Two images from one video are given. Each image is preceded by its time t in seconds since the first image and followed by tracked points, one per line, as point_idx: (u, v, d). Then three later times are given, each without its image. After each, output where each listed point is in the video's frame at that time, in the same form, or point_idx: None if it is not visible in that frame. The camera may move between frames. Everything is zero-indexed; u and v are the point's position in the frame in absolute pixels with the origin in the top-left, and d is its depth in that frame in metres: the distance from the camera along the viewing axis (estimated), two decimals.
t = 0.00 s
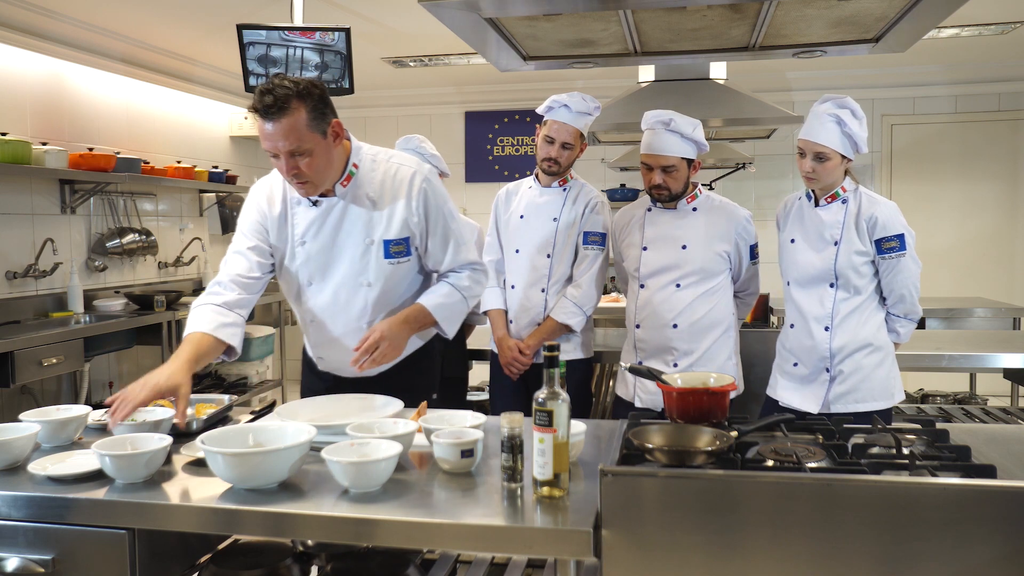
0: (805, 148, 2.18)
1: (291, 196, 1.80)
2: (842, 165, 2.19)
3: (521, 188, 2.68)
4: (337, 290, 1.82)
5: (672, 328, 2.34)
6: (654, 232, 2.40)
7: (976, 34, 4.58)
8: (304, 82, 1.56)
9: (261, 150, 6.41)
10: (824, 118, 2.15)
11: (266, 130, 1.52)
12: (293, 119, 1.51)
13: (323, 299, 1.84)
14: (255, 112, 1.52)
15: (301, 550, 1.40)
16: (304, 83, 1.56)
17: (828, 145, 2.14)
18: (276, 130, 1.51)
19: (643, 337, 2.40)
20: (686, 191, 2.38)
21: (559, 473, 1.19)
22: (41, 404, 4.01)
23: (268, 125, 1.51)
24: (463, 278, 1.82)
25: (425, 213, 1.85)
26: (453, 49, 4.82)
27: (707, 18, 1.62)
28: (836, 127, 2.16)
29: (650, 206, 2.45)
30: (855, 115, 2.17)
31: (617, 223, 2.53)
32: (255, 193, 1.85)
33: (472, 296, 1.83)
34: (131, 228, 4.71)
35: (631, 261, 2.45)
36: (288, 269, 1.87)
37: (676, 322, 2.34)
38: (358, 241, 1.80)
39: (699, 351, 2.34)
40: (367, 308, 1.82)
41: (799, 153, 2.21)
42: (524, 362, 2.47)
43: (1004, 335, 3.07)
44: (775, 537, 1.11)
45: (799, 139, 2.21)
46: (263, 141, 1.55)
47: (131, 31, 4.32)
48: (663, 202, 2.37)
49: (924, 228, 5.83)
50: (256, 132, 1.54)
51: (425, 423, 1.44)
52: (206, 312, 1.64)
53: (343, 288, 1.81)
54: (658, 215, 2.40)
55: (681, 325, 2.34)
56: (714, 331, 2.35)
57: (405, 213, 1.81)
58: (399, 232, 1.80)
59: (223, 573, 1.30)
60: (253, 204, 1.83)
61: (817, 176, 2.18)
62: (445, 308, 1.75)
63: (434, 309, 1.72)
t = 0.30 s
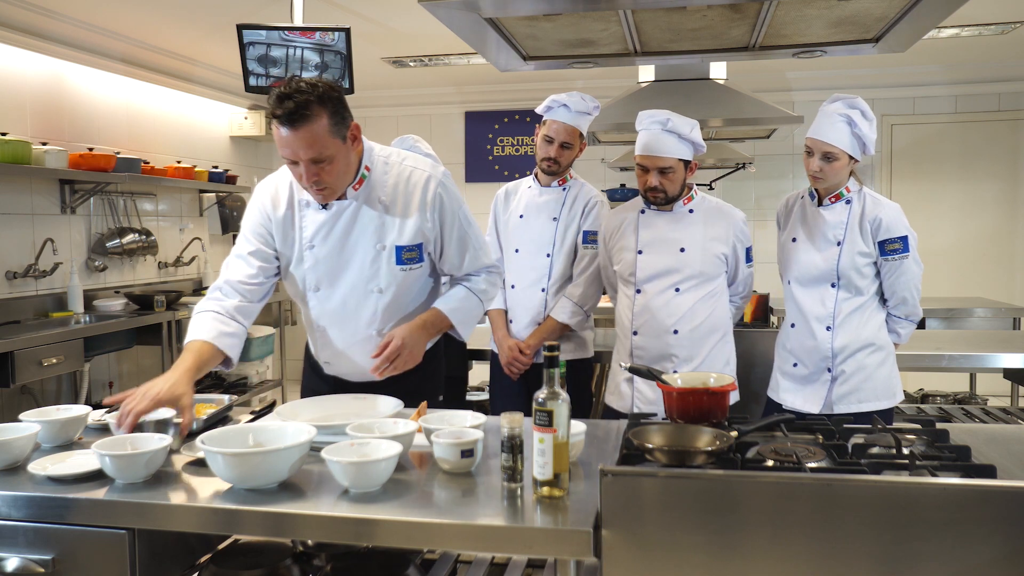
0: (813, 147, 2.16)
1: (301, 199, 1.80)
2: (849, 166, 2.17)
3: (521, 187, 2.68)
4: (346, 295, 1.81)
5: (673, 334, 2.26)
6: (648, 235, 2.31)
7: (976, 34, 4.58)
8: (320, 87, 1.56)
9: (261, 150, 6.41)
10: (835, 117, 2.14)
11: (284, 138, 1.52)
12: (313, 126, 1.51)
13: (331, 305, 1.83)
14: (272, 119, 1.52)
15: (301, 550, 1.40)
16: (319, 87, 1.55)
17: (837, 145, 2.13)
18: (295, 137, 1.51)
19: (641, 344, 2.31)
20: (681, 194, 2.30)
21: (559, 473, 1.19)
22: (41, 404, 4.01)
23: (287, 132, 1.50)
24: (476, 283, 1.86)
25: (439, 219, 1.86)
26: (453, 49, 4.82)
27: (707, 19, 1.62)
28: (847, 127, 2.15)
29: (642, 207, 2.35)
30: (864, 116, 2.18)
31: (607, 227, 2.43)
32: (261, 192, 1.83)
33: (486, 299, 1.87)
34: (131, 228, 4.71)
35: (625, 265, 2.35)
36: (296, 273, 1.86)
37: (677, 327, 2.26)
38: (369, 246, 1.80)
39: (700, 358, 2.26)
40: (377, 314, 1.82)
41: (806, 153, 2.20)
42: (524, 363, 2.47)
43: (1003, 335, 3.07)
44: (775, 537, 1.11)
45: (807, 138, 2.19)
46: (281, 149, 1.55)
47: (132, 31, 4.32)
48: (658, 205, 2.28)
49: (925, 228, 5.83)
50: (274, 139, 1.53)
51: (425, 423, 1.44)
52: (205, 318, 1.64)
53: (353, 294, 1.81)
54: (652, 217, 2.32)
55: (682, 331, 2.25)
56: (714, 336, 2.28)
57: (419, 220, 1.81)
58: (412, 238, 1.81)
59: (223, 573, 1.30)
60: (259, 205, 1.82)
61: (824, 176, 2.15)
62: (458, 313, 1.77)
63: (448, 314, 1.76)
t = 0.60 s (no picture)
0: (819, 147, 2.15)
1: (297, 195, 1.78)
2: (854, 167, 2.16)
3: (520, 188, 2.67)
4: (338, 294, 1.80)
5: (664, 334, 2.14)
6: (635, 231, 2.20)
7: (976, 34, 4.58)
8: (329, 89, 1.56)
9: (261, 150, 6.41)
10: (842, 117, 2.12)
11: (297, 142, 1.52)
12: (327, 131, 1.52)
13: (322, 303, 1.81)
14: (283, 123, 1.51)
15: (301, 550, 1.40)
16: (329, 90, 1.56)
17: (843, 145, 2.12)
18: (309, 141, 1.51)
19: (629, 346, 2.16)
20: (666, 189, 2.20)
21: (559, 473, 1.19)
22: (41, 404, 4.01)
23: (300, 137, 1.50)
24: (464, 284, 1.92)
25: (433, 221, 1.89)
26: (453, 49, 4.82)
27: (707, 19, 1.62)
28: (854, 127, 2.14)
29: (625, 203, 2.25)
30: (871, 116, 2.16)
31: (585, 225, 2.31)
32: (254, 190, 1.81)
33: (473, 298, 1.95)
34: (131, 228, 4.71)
35: (610, 262, 2.23)
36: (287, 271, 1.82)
37: (668, 327, 2.14)
38: (364, 244, 1.79)
39: (690, 358, 2.16)
40: (368, 313, 1.81)
41: (812, 153, 2.18)
42: (526, 363, 2.48)
43: (1003, 335, 3.07)
44: (775, 537, 1.10)
45: (813, 137, 2.17)
46: (293, 153, 1.55)
47: (131, 32, 4.32)
48: (642, 200, 2.17)
49: (924, 228, 5.83)
50: (286, 143, 1.52)
51: (425, 423, 1.44)
52: (261, 323, 1.68)
53: (346, 292, 1.80)
54: (636, 212, 2.22)
55: (673, 331, 2.14)
56: (703, 333, 2.20)
57: (414, 221, 1.84)
58: (406, 238, 1.83)
59: (223, 573, 1.30)
60: (254, 202, 1.80)
61: (829, 176, 2.14)
62: (446, 311, 1.83)
63: (438, 313, 1.81)
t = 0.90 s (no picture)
0: (826, 146, 2.15)
1: (297, 195, 1.77)
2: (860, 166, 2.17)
3: (526, 187, 2.67)
4: (338, 293, 1.80)
5: (651, 336, 2.10)
6: (616, 231, 2.16)
7: (976, 34, 4.58)
8: (336, 91, 1.56)
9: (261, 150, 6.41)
10: (851, 115, 2.12)
11: (304, 144, 1.52)
12: (335, 133, 1.52)
13: (322, 303, 1.81)
14: (291, 124, 1.51)
15: (301, 550, 1.40)
16: (336, 93, 1.56)
17: (849, 143, 2.11)
18: (316, 143, 1.51)
19: (615, 350, 2.12)
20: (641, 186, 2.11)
21: (559, 473, 1.19)
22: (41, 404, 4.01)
23: (308, 139, 1.51)
24: (455, 284, 1.95)
25: (428, 222, 1.91)
26: (453, 49, 4.82)
27: (707, 19, 1.62)
28: (861, 126, 2.14)
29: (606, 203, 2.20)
30: (878, 116, 2.16)
31: (567, 226, 2.29)
32: (253, 189, 1.78)
33: (461, 298, 1.96)
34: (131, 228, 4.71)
35: (592, 264, 2.19)
36: (287, 271, 1.81)
37: (654, 329, 2.10)
38: (364, 244, 1.80)
39: (678, 358, 2.12)
40: (368, 312, 1.83)
41: (818, 150, 2.18)
42: (534, 365, 2.45)
43: (1004, 335, 3.07)
44: (776, 537, 1.10)
45: (820, 136, 2.17)
46: (300, 155, 1.55)
47: (131, 32, 4.32)
48: (617, 198, 2.10)
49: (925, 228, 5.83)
50: (293, 145, 1.52)
51: (425, 423, 1.44)
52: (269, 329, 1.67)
53: (346, 292, 1.81)
54: (615, 212, 2.18)
55: (660, 333, 2.11)
56: (693, 333, 2.14)
57: (412, 222, 1.86)
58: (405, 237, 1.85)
59: (222, 573, 1.30)
60: (252, 202, 1.77)
61: (835, 175, 2.14)
62: (436, 311, 1.87)
63: (427, 313, 1.85)
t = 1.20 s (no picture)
0: (829, 142, 2.15)
1: (296, 195, 1.78)
2: (864, 164, 2.17)
3: (535, 187, 2.66)
4: (338, 292, 1.81)
5: (635, 337, 2.08)
6: (602, 232, 2.17)
7: (976, 34, 4.58)
8: (334, 87, 1.57)
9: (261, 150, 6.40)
10: (853, 111, 2.13)
11: (299, 136, 1.52)
12: (329, 126, 1.53)
13: (321, 301, 1.82)
14: (287, 116, 1.52)
15: (301, 550, 1.40)
16: (334, 88, 1.57)
17: (853, 138, 2.12)
18: (310, 135, 1.52)
19: (601, 351, 2.12)
20: (622, 183, 2.09)
21: (559, 473, 1.19)
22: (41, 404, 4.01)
23: (302, 130, 1.51)
24: (454, 284, 1.93)
25: (425, 220, 1.90)
26: (453, 49, 4.82)
27: (707, 19, 1.62)
28: (864, 122, 2.15)
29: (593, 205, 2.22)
30: (882, 111, 2.17)
31: (561, 227, 2.31)
32: (251, 190, 1.81)
33: (459, 298, 1.93)
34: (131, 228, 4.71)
35: (580, 267, 2.21)
36: (287, 271, 1.82)
37: (639, 330, 2.08)
38: (362, 243, 1.81)
39: (668, 359, 2.08)
40: (368, 311, 1.83)
41: (822, 148, 2.18)
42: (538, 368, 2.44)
43: (1003, 335, 3.07)
44: (775, 537, 1.10)
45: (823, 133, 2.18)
46: (294, 147, 1.55)
47: (131, 32, 4.32)
48: (600, 198, 2.10)
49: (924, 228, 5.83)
50: (288, 137, 1.53)
51: (425, 423, 1.44)
52: (255, 323, 1.69)
53: (347, 291, 1.81)
54: (603, 214, 2.18)
55: (644, 334, 2.08)
56: (684, 333, 2.11)
57: (410, 220, 1.85)
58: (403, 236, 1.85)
59: (222, 573, 1.30)
60: (250, 203, 1.80)
61: (840, 172, 2.14)
62: (435, 309, 1.84)
63: (426, 310, 1.82)
